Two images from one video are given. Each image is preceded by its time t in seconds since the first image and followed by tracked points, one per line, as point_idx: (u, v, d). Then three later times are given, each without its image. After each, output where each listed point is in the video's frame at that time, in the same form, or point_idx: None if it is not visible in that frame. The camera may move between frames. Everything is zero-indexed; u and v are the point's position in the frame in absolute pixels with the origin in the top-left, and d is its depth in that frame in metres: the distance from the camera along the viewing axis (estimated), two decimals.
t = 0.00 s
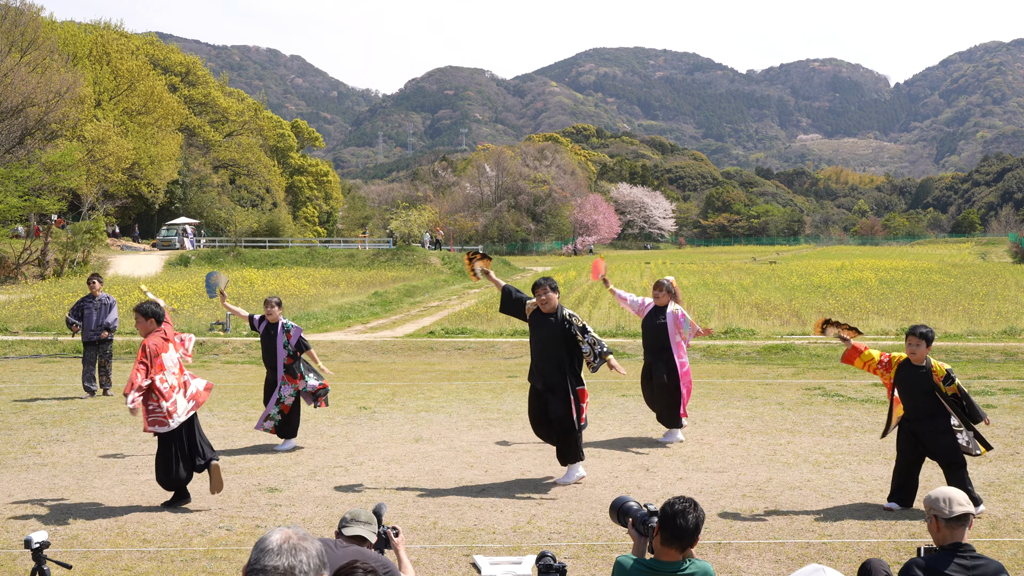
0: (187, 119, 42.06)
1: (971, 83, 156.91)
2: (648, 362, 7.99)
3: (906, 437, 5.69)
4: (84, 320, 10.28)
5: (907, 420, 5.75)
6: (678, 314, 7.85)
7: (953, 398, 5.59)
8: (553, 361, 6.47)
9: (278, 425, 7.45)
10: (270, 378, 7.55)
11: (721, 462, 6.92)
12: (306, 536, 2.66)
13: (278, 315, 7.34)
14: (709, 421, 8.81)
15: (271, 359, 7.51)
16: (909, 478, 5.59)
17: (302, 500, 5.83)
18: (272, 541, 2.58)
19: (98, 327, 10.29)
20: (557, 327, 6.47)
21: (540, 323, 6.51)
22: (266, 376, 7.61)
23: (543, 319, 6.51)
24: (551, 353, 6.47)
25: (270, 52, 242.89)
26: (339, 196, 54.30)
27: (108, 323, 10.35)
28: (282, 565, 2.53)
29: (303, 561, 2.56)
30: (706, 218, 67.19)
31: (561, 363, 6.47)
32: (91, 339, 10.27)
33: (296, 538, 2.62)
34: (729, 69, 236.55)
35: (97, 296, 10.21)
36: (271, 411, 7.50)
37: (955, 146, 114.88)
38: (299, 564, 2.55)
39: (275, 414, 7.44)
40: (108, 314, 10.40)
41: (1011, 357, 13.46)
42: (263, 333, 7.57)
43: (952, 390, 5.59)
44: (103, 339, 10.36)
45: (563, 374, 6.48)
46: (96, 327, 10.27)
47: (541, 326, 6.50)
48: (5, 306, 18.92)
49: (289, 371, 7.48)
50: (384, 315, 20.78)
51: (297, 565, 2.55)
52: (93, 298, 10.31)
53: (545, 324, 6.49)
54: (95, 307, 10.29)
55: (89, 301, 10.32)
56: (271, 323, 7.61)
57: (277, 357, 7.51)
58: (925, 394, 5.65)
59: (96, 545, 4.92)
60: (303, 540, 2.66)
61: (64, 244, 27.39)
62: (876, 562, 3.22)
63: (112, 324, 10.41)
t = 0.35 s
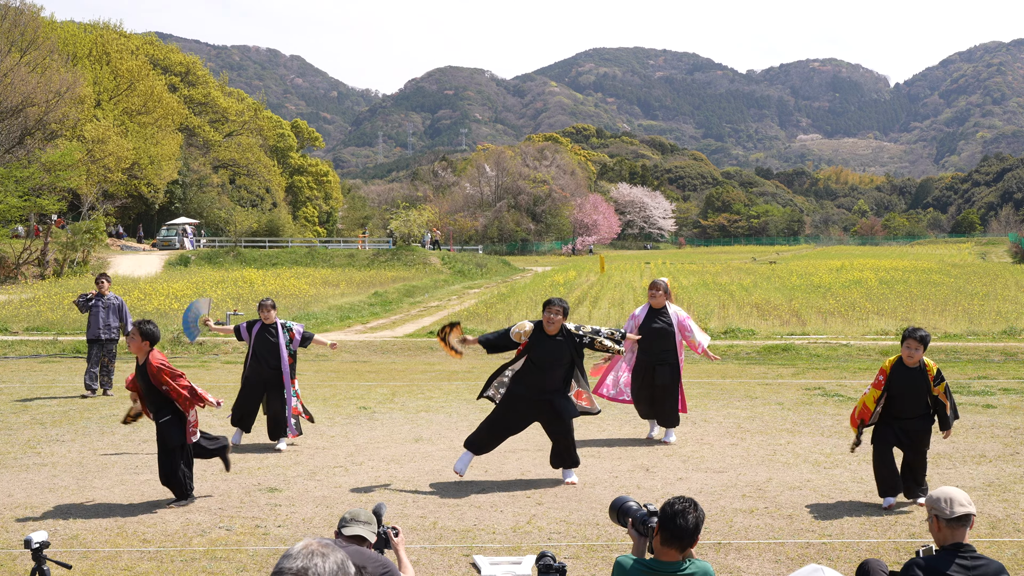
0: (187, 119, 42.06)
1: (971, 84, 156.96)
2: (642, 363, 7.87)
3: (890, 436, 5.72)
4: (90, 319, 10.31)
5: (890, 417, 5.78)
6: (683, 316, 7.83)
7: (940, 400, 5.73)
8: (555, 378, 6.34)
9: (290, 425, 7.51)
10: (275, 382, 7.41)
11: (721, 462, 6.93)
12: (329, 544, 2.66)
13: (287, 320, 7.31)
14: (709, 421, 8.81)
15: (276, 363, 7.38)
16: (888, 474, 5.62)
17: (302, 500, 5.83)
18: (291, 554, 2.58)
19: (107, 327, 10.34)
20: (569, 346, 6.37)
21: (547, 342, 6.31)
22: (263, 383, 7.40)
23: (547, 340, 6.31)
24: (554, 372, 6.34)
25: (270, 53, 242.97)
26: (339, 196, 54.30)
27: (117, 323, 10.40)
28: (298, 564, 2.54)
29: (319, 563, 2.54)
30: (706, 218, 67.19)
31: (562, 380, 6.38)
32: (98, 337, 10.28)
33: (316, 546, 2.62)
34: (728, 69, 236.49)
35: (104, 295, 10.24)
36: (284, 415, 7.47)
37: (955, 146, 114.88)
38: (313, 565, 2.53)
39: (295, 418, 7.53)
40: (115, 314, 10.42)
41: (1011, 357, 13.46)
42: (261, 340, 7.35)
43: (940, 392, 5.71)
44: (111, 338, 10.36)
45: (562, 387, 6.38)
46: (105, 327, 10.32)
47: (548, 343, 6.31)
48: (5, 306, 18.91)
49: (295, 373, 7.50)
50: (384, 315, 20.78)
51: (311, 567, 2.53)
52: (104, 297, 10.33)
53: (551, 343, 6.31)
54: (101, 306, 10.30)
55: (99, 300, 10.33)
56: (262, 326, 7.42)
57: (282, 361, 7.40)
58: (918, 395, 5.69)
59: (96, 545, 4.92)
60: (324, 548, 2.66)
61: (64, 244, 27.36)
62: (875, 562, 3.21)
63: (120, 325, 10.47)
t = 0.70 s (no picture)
0: (188, 119, 42.08)
1: (971, 83, 156.96)
2: (624, 368, 7.75)
3: (867, 444, 5.61)
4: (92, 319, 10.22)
5: (863, 426, 5.69)
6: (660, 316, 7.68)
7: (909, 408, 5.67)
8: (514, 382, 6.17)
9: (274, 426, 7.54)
10: (252, 385, 7.45)
11: (721, 462, 6.93)
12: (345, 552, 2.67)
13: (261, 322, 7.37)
14: (709, 421, 8.82)
15: (250, 366, 7.43)
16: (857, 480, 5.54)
17: (302, 500, 5.84)
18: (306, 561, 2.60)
19: (108, 326, 10.23)
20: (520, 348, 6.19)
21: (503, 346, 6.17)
22: (239, 386, 7.43)
23: (505, 338, 6.22)
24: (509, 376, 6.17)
25: (270, 53, 243.07)
26: (339, 196, 54.32)
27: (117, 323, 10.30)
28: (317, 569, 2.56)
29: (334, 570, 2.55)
30: (706, 218, 67.21)
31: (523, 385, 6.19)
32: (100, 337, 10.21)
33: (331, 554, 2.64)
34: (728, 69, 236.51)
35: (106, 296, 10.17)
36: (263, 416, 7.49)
37: (955, 146, 114.99)
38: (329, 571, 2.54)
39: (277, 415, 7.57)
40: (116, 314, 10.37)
41: (1011, 357, 13.47)
42: (233, 344, 7.40)
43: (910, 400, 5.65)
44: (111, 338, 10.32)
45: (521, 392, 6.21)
46: (105, 326, 10.21)
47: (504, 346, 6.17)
48: (4, 306, 18.93)
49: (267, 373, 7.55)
50: (383, 315, 20.81)
51: (327, 573, 2.54)
52: (105, 296, 10.22)
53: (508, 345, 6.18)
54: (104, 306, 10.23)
55: (99, 299, 10.21)
56: (235, 330, 7.48)
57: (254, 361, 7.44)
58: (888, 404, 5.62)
59: (96, 545, 4.92)
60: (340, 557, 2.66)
61: (65, 244, 27.36)
62: (875, 562, 3.21)
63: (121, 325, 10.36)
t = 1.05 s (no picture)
0: (188, 119, 42.06)
1: (971, 84, 156.95)
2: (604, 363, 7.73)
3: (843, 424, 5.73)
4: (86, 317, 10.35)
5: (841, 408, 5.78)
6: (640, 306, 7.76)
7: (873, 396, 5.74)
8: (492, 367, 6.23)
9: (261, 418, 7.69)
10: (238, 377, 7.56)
11: (721, 462, 6.93)
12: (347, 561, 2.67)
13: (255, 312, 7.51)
14: (709, 421, 8.82)
15: (236, 357, 7.56)
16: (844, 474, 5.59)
17: (302, 501, 5.83)
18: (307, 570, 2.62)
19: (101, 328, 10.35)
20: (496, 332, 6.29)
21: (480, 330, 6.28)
22: (225, 379, 7.54)
23: (484, 325, 6.30)
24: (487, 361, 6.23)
25: (270, 53, 243.20)
26: (339, 197, 54.33)
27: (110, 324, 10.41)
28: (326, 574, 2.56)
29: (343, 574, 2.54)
30: (706, 219, 67.23)
31: (500, 372, 6.24)
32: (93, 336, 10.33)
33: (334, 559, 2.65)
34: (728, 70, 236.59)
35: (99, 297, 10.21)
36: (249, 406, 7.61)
37: (955, 146, 115.01)
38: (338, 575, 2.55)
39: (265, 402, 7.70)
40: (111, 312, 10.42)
41: (1010, 357, 13.48)
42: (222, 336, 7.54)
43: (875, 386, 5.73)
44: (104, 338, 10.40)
45: (503, 378, 6.25)
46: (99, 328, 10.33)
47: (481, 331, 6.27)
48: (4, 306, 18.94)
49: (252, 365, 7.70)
50: (384, 316, 20.82)
51: None
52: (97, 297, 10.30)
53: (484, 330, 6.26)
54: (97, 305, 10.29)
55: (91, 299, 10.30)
56: (223, 323, 7.63)
57: (240, 352, 7.58)
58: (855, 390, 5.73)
59: (96, 545, 4.92)
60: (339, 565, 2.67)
61: (65, 245, 27.34)
62: (875, 563, 3.21)
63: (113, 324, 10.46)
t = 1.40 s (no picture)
0: (187, 119, 42.05)
1: (971, 84, 156.90)
2: (614, 364, 7.75)
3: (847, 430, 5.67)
4: (72, 321, 10.38)
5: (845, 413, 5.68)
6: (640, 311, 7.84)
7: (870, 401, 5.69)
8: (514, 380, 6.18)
9: (294, 427, 7.39)
10: (249, 391, 7.31)
11: (722, 462, 6.93)
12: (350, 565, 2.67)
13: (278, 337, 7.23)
14: (709, 421, 8.82)
15: (248, 371, 7.29)
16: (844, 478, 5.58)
17: (302, 500, 5.83)
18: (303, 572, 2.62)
19: (87, 325, 10.37)
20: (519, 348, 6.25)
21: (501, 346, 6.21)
22: (239, 391, 7.31)
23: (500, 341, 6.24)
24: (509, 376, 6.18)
25: (270, 53, 243.25)
26: (339, 196, 54.34)
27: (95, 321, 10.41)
28: None
29: None
30: (706, 218, 67.20)
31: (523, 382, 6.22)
32: (79, 336, 10.32)
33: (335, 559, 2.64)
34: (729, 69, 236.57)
35: (82, 295, 10.25)
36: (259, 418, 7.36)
37: (955, 146, 114.98)
38: None
39: (283, 416, 7.36)
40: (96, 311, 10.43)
41: (1011, 357, 13.47)
42: (237, 349, 7.27)
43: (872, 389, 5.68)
44: (91, 336, 10.37)
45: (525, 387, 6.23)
46: (84, 326, 10.35)
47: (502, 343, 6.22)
48: (4, 305, 18.93)
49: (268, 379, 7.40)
50: (383, 315, 20.82)
51: None
52: (79, 296, 10.35)
53: (506, 347, 6.21)
54: (81, 306, 10.33)
55: (74, 300, 10.34)
56: (239, 334, 7.34)
57: (254, 368, 7.31)
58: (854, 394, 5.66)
59: (96, 545, 4.92)
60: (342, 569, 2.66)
61: (65, 244, 27.33)
62: (875, 562, 3.21)
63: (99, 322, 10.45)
